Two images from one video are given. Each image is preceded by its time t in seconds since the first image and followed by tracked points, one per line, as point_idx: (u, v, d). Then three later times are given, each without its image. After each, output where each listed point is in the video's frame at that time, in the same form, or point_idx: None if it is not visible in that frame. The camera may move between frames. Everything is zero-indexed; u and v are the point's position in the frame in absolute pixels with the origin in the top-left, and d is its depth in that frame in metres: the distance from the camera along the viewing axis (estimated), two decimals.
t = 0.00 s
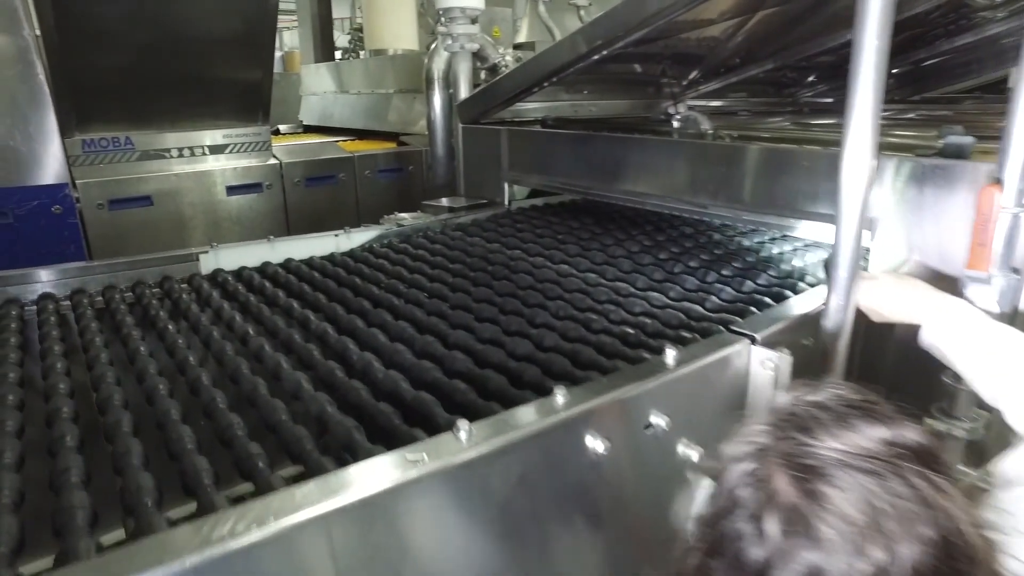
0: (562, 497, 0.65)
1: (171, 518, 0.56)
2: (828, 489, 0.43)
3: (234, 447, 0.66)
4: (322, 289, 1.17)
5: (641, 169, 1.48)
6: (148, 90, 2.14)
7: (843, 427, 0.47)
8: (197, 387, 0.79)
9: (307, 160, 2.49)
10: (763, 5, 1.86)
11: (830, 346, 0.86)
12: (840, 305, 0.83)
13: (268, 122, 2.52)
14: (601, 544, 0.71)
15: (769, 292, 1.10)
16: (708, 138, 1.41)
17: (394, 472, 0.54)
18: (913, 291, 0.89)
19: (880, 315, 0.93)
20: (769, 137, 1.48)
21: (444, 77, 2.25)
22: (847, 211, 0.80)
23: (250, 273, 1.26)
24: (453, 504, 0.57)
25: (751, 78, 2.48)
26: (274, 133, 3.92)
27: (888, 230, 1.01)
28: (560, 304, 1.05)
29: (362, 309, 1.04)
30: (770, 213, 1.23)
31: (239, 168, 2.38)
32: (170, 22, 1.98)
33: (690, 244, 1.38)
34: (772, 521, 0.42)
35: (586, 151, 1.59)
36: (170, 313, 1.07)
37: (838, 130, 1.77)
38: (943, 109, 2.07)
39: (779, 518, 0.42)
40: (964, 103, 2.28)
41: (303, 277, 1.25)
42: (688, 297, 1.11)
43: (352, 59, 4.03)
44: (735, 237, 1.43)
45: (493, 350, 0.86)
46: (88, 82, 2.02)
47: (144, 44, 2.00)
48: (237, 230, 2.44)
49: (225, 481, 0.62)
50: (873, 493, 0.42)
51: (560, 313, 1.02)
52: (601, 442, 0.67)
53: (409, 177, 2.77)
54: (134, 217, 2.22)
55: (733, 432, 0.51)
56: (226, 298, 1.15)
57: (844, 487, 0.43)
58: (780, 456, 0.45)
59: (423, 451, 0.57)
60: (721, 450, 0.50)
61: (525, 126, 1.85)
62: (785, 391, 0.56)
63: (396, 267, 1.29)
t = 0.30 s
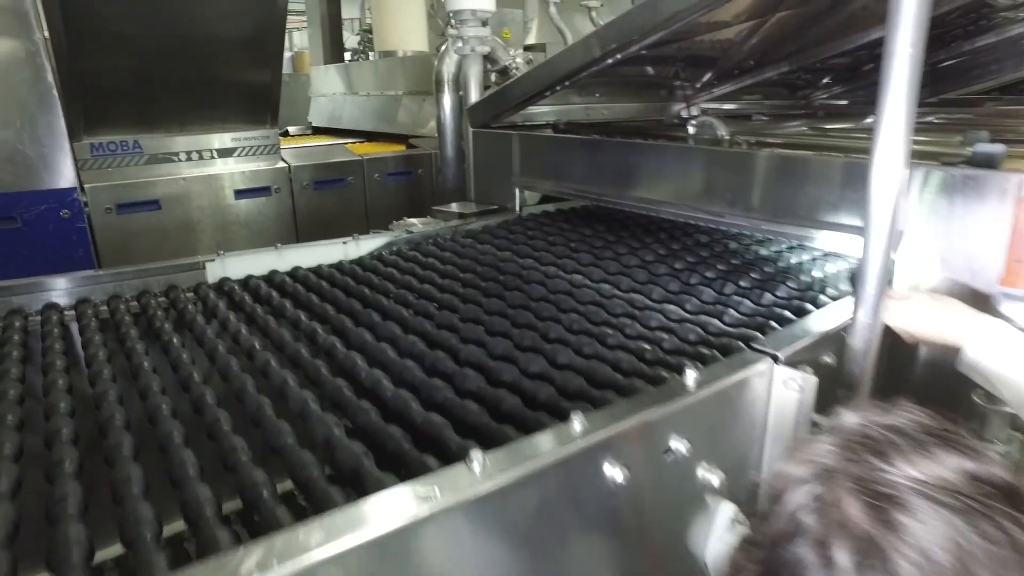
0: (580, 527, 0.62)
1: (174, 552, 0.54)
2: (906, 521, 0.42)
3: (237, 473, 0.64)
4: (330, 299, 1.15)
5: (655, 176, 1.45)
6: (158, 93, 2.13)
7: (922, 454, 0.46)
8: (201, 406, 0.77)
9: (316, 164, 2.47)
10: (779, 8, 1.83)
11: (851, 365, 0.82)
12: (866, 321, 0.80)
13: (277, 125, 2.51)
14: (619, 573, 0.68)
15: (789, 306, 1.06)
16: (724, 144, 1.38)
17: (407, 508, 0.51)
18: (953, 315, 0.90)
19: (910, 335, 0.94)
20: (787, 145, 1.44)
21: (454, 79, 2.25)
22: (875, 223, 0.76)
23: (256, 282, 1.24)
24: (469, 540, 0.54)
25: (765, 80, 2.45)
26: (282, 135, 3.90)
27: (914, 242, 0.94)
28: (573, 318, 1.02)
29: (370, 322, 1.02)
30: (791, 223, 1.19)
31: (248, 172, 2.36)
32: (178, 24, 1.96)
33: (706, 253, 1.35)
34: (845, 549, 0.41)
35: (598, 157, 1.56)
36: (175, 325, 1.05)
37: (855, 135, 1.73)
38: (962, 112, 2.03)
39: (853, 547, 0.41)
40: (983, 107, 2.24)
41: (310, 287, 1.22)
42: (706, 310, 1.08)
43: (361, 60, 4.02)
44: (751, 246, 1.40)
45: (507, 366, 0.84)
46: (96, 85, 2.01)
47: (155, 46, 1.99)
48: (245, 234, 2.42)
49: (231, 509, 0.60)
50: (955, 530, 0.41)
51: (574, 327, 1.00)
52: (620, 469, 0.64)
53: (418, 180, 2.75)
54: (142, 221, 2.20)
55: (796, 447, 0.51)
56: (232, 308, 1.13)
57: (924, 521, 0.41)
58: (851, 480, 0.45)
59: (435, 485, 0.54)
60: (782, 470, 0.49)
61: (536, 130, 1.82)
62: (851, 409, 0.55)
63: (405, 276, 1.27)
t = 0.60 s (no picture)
0: (600, 563, 0.59)
1: None
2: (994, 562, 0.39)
3: (241, 504, 0.61)
4: (338, 311, 1.12)
5: (669, 183, 1.40)
6: (164, 96, 2.11)
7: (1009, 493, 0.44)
8: (204, 429, 0.74)
9: (324, 167, 2.45)
10: (797, 11, 1.79)
11: (881, 386, 0.76)
12: (901, 337, 0.74)
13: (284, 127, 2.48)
14: None
15: (812, 320, 1.02)
16: (742, 151, 1.33)
17: (422, 550, 0.48)
18: (993, 342, 0.87)
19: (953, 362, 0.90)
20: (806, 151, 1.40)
21: (464, 82, 2.22)
22: (910, 238, 0.72)
23: (262, 292, 1.21)
24: None
25: (779, 83, 2.40)
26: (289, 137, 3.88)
27: (947, 261, 0.93)
28: (588, 333, 0.99)
29: (378, 337, 0.99)
30: (813, 234, 1.15)
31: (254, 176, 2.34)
32: (186, 26, 1.94)
33: (723, 264, 1.31)
34: None
35: (611, 164, 1.52)
36: (178, 338, 1.02)
37: (872, 140, 1.70)
38: (981, 116, 1.99)
39: None
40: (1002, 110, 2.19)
41: (317, 298, 1.19)
42: (725, 325, 1.04)
43: (368, 62, 4.00)
44: (768, 255, 1.36)
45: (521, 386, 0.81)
46: (103, 88, 1.98)
47: (162, 49, 1.97)
48: (252, 239, 2.40)
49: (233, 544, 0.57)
50: None
51: (589, 343, 0.96)
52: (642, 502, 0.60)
53: (426, 183, 2.72)
54: (149, 225, 2.18)
55: (867, 473, 0.52)
56: (237, 320, 1.10)
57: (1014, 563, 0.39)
58: (929, 510, 0.45)
59: (451, 526, 0.50)
60: (846, 500, 0.50)
61: (547, 135, 1.78)
62: (925, 445, 0.53)
63: (414, 286, 1.23)
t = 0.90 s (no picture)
0: None
1: None
2: None
3: (241, 526, 0.58)
4: (341, 317, 1.09)
5: (681, 185, 1.36)
6: (166, 96, 2.08)
7: None
8: (201, 443, 0.71)
9: (328, 168, 2.42)
10: (809, 10, 1.75)
11: (907, 398, 0.73)
12: (933, 347, 0.70)
13: (287, 128, 2.45)
14: None
15: (832, 328, 0.99)
16: (756, 152, 1.29)
17: None
18: None
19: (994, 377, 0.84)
20: (821, 152, 1.36)
21: (470, 82, 2.20)
22: (943, 244, 0.68)
23: (263, 297, 1.18)
24: None
25: (789, 83, 2.37)
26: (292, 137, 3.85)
27: (978, 267, 0.90)
28: (599, 342, 0.96)
29: (383, 345, 0.96)
30: (831, 238, 1.12)
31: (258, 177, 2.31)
32: (188, 25, 1.91)
33: (737, 268, 1.28)
34: None
35: (621, 165, 1.48)
36: (176, 345, 0.99)
37: (886, 141, 1.66)
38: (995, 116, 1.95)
39: None
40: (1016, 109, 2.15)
41: (319, 303, 1.16)
42: (741, 332, 1.01)
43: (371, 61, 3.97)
44: (782, 260, 1.33)
45: (532, 398, 0.78)
46: (104, 88, 1.96)
47: (164, 48, 1.94)
48: (256, 241, 2.37)
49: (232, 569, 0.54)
50: None
51: (600, 352, 0.93)
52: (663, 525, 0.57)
53: (431, 184, 2.69)
54: (151, 227, 2.15)
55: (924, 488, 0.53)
56: (238, 326, 1.07)
57: None
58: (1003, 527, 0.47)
59: (463, 556, 0.47)
60: (903, 517, 0.52)
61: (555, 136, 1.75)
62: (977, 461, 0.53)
63: (419, 292, 1.20)
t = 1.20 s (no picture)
0: None
1: None
2: None
3: (239, 557, 0.54)
4: (345, 323, 1.04)
5: (696, 186, 1.31)
6: (165, 95, 2.03)
7: None
8: (198, 463, 0.67)
9: (331, 168, 2.37)
10: (827, 6, 1.70)
11: (956, 414, 0.68)
12: (983, 360, 0.65)
13: (290, 127, 2.40)
14: None
15: (861, 336, 0.94)
16: (776, 152, 1.24)
17: None
18: None
19: None
20: (843, 150, 1.31)
21: (476, 80, 2.15)
22: (995, 250, 0.62)
23: (264, 301, 1.13)
24: None
25: (802, 81, 2.32)
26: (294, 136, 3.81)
27: None
28: (618, 351, 0.91)
29: (390, 354, 0.91)
30: (858, 241, 1.06)
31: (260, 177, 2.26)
32: (187, 22, 1.86)
33: (757, 272, 1.23)
34: None
35: (633, 166, 1.43)
36: (173, 354, 0.95)
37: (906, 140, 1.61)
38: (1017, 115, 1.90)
39: None
40: None
41: (322, 308, 1.12)
42: (766, 341, 0.96)
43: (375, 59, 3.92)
44: (803, 263, 1.27)
45: (550, 412, 0.74)
46: (102, 88, 1.91)
47: (163, 46, 1.89)
48: (258, 242, 2.33)
49: None
50: None
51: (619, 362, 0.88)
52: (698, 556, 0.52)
53: (436, 184, 2.65)
54: (151, 228, 2.11)
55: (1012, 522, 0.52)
56: (238, 333, 1.02)
57: None
58: None
59: None
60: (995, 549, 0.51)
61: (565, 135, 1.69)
62: None
63: (427, 296, 1.15)
